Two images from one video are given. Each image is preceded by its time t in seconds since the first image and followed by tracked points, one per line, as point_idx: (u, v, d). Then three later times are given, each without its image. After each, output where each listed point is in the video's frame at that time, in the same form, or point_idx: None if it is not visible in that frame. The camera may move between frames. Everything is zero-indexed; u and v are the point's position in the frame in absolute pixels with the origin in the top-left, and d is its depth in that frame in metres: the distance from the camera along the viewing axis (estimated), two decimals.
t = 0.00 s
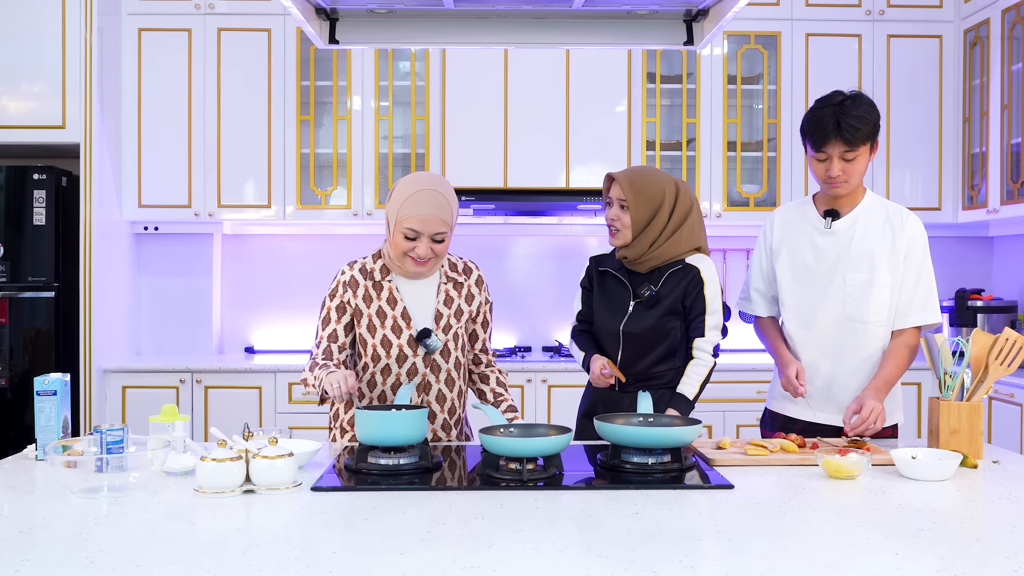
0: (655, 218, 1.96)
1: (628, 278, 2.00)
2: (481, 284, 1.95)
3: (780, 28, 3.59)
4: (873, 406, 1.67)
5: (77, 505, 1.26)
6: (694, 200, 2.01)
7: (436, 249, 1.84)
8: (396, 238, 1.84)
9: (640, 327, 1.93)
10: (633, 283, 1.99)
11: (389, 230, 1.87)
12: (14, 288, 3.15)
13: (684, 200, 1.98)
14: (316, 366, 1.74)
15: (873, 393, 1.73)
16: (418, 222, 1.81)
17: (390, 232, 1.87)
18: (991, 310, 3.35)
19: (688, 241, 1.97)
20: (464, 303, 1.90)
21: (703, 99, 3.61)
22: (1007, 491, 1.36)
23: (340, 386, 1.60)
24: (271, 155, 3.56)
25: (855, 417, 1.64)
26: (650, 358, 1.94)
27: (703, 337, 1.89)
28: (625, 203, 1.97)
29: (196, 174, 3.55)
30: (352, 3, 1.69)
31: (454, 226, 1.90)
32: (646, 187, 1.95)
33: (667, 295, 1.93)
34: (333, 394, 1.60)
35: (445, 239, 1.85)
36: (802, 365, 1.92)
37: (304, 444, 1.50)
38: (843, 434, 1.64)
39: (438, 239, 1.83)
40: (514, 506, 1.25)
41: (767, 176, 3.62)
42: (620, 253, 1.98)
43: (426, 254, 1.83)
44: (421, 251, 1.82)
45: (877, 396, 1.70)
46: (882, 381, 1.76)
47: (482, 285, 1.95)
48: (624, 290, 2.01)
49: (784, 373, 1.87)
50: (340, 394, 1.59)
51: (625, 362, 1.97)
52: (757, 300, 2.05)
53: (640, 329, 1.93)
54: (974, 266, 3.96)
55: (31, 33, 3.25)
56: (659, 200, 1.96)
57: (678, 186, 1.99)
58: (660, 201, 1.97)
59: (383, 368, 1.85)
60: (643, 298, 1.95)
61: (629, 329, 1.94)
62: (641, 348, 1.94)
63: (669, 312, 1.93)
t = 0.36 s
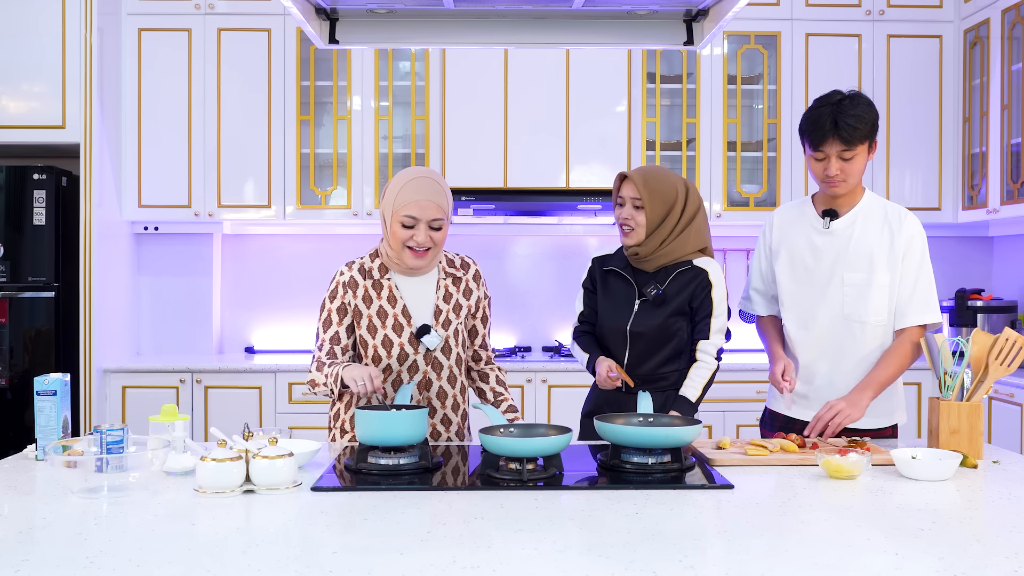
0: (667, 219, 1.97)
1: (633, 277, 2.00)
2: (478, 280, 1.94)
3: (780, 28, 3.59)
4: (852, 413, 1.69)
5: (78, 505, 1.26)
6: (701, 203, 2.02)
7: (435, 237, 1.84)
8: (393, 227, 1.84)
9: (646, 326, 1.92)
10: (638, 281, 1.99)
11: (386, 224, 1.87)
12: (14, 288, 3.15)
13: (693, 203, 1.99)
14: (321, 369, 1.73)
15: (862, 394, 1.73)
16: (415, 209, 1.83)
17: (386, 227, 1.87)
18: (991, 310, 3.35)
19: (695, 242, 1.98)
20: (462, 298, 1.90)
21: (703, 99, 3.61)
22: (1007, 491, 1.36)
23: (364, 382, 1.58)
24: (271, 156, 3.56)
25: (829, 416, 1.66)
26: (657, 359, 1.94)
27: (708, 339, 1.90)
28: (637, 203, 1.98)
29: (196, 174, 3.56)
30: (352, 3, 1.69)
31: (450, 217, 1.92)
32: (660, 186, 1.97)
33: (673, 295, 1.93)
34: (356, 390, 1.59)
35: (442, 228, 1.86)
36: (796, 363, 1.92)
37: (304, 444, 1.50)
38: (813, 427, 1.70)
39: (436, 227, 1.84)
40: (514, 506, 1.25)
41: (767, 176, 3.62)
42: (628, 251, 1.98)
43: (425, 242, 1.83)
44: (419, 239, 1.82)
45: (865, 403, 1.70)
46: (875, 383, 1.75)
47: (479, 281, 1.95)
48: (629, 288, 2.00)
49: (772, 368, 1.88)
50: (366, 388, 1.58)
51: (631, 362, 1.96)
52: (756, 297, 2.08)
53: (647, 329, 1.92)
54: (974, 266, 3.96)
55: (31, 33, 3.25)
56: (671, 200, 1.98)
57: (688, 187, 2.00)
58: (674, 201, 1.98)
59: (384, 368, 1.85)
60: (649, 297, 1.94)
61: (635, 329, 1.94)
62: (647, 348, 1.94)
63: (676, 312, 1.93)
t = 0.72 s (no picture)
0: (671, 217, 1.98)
1: (634, 275, 2.00)
2: (482, 277, 1.95)
3: (780, 28, 3.59)
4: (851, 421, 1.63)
5: (78, 505, 1.26)
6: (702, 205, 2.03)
7: (436, 226, 1.86)
8: (395, 218, 1.87)
9: (648, 325, 1.92)
10: (640, 280, 1.99)
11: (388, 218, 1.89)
12: (14, 288, 3.15)
13: (696, 204, 2.00)
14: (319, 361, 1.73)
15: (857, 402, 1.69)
16: (416, 197, 1.86)
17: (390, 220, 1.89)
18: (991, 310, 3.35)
19: (697, 242, 1.98)
20: (466, 293, 1.91)
21: (703, 99, 3.61)
22: (1007, 491, 1.36)
23: (361, 376, 1.58)
24: (271, 156, 3.56)
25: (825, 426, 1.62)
26: (659, 357, 1.94)
27: (709, 340, 1.90)
28: (642, 200, 1.99)
29: (196, 174, 3.56)
30: (352, 3, 1.69)
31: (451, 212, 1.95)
32: (665, 184, 1.98)
33: (676, 295, 1.93)
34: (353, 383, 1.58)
35: (443, 218, 1.88)
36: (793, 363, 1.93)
37: (304, 444, 1.50)
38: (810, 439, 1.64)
39: (436, 217, 1.86)
40: (514, 506, 1.25)
41: (767, 176, 3.62)
42: (631, 249, 1.98)
43: (426, 231, 1.84)
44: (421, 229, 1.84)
45: (862, 410, 1.66)
46: (870, 392, 1.72)
47: (482, 278, 1.95)
48: (630, 287, 2.00)
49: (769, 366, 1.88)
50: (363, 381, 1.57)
51: (633, 361, 1.95)
52: (757, 296, 2.09)
53: (649, 327, 1.92)
54: (974, 266, 3.96)
55: (31, 33, 3.25)
56: (676, 198, 1.99)
57: (692, 188, 2.02)
58: (678, 199, 1.99)
59: (388, 358, 1.84)
60: (652, 296, 1.94)
61: (637, 328, 1.94)
62: (648, 346, 1.94)
63: (679, 311, 1.93)
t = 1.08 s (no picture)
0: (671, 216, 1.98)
1: (634, 275, 2.00)
2: (486, 277, 1.95)
3: (780, 28, 3.59)
4: (864, 412, 1.64)
5: (78, 505, 1.26)
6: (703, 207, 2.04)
7: (436, 225, 1.86)
8: (398, 218, 1.88)
9: (648, 324, 1.92)
10: (640, 280, 1.98)
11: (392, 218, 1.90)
12: (14, 288, 3.15)
13: (695, 205, 2.00)
14: (312, 349, 1.73)
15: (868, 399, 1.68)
16: (418, 197, 1.87)
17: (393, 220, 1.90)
18: (991, 310, 3.35)
19: (697, 242, 1.98)
20: (470, 294, 1.91)
21: (702, 99, 3.61)
22: (1007, 491, 1.36)
23: (348, 366, 1.57)
24: (271, 156, 3.56)
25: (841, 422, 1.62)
26: (659, 357, 1.93)
27: (709, 340, 1.90)
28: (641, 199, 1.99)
29: (196, 174, 3.56)
30: (352, 3, 1.69)
31: (455, 214, 1.95)
32: (665, 184, 1.98)
33: (676, 295, 1.93)
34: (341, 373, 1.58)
35: (445, 219, 1.88)
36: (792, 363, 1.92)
37: (304, 444, 1.50)
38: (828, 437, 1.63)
39: (439, 217, 1.87)
40: (514, 506, 1.25)
41: (767, 176, 3.62)
42: (631, 249, 1.98)
43: (427, 231, 1.85)
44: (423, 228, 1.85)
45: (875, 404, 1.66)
46: (881, 386, 1.71)
47: (486, 278, 1.95)
48: (630, 287, 2.00)
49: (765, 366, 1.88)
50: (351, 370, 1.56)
51: (633, 362, 1.95)
52: (757, 296, 2.10)
53: (649, 327, 1.92)
54: (974, 266, 3.96)
55: (31, 33, 3.25)
56: (676, 198, 1.99)
57: (692, 189, 2.02)
58: (678, 200, 1.99)
59: (394, 356, 1.85)
60: (651, 296, 1.94)
61: (637, 328, 1.93)
62: (648, 346, 1.94)
63: (679, 311, 1.93)
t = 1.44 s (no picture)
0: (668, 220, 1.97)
1: (634, 278, 2.00)
2: (489, 276, 1.96)
3: (780, 28, 3.59)
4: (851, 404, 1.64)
5: (78, 505, 1.26)
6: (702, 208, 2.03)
7: (444, 228, 1.85)
8: (405, 219, 1.87)
9: (648, 326, 1.92)
10: (640, 283, 1.99)
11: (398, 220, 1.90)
12: (14, 288, 3.15)
13: (692, 208, 2.00)
14: (320, 352, 1.72)
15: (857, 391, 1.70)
16: (425, 200, 1.86)
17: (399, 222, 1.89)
18: (991, 310, 3.35)
19: (697, 245, 1.98)
20: (474, 295, 1.91)
21: (703, 99, 3.61)
22: (1007, 491, 1.36)
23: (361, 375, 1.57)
24: (271, 156, 3.56)
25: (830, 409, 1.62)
26: (660, 358, 1.93)
27: (709, 340, 1.90)
28: (633, 205, 1.99)
29: (195, 173, 3.56)
30: (352, 3, 1.69)
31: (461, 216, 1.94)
32: (660, 189, 1.97)
33: (675, 297, 1.93)
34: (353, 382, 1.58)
35: (452, 221, 1.88)
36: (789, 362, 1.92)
37: (303, 444, 1.50)
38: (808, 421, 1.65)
39: (446, 220, 1.86)
40: (514, 506, 1.25)
41: (767, 176, 3.62)
42: (630, 255, 1.98)
43: (435, 234, 1.84)
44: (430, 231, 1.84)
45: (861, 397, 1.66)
46: (870, 381, 1.75)
47: (489, 278, 1.96)
48: (630, 289, 2.00)
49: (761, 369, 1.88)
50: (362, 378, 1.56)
51: (633, 363, 1.95)
52: (757, 297, 2.10)
53: (649, 328, 1.92)
54: (974, 266, 3.96)
55: (31, 33, 3.25)
56: (674, 201, 1.99)
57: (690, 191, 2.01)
58: (673, 205, 1.99)
59: (400, 360, 1.85)
60: (651, 298, 1.95)
61: (636, 330, 1.94)
62: (649, 347, 1.94)
63: (678, 312, 1.93)
